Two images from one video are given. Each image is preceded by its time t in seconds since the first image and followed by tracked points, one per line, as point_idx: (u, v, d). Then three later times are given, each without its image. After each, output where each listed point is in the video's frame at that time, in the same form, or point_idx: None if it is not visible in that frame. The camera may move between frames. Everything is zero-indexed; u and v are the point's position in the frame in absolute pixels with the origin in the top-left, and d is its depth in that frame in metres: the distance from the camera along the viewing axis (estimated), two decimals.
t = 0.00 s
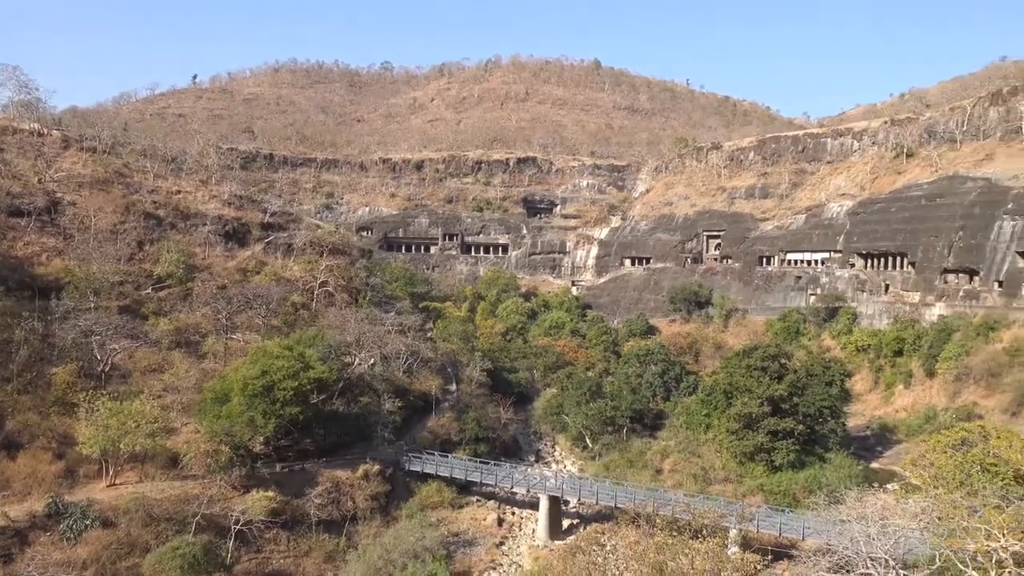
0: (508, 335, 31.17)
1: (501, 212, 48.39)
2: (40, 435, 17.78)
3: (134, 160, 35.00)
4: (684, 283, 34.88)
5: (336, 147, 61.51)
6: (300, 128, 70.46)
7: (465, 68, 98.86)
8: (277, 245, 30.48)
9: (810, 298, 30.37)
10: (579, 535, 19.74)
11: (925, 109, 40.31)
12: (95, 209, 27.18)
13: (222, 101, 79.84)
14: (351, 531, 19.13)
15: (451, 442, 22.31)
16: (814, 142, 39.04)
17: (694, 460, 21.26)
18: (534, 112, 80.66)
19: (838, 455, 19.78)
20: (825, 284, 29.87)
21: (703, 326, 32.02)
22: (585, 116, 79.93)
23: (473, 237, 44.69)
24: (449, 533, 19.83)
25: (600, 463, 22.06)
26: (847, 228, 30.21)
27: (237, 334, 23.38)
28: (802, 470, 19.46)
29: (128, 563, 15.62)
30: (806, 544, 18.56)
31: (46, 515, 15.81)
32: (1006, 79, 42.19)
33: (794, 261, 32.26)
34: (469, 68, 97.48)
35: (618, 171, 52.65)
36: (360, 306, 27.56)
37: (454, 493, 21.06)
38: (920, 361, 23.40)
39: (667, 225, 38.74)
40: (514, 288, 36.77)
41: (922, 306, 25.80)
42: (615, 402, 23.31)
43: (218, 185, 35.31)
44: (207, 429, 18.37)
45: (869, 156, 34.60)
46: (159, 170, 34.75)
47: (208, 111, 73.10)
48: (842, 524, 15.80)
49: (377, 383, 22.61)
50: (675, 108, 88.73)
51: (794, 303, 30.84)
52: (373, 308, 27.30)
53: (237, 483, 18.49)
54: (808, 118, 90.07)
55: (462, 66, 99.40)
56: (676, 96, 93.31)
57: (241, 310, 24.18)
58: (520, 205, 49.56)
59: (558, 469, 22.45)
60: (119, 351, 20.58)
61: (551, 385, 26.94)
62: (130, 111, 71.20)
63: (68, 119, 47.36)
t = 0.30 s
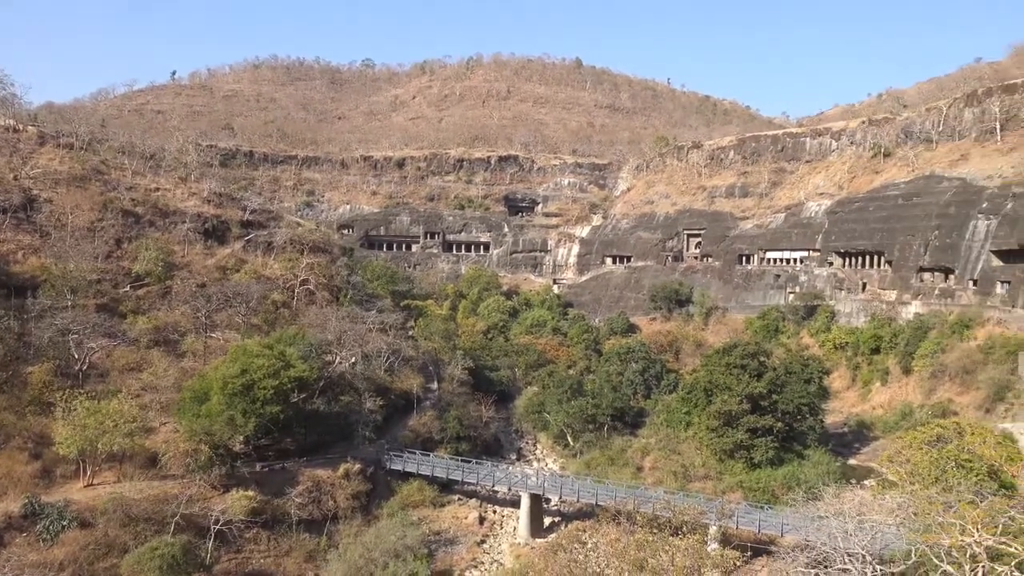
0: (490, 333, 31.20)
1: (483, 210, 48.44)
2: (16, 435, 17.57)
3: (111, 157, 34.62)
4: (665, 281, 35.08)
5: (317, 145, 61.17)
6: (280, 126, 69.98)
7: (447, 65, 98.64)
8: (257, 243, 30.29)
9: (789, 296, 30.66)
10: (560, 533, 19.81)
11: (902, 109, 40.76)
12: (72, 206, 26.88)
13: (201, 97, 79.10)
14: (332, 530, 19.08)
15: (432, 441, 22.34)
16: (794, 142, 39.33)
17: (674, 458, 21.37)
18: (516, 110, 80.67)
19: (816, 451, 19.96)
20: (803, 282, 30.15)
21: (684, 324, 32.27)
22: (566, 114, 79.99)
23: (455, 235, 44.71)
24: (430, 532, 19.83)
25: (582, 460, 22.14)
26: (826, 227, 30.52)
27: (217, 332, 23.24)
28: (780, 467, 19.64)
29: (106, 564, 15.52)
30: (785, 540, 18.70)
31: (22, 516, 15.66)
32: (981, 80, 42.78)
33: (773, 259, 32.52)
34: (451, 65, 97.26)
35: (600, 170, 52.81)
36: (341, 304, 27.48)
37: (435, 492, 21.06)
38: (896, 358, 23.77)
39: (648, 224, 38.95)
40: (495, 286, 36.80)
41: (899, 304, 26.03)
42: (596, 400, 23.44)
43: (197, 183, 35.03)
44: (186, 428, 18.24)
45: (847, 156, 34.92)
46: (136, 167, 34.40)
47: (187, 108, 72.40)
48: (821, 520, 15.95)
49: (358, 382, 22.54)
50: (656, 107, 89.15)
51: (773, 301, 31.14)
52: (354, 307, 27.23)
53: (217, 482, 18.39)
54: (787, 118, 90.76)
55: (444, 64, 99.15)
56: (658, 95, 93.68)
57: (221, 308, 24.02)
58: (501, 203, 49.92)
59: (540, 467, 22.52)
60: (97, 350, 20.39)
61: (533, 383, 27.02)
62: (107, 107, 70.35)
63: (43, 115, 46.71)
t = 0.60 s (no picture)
0: (470, 331, 31.21)
1: (463, 209, 48.46)
2: None
3: (87, 154, 34.20)
4: (645, 280, 35.27)
5: (296, 142, 60.82)
6: (259, 123, 69.48)
7: (428, 63, 98.39)
8: (236, 241, 30.08)
9: (768, 295, 30.91)
10: (540, 530, 19.85)
11: (878, 110, 41.28)
12: (47, 204, 26.55)
13: (179, 94, 78.29)
14: (311, 530, 19.00)
15: (412, 439, 22.32)
16: (772, 141, 39.64)
17: (654, 455, 21.48)
18: (496, 109, 80.66)
19: (794, 449, 20.15)
20: (781, 281, 30.39)
21: (663, 322, 32.45)
22: (547, 113, 80.03)
23: (436, 233, 44.67)
24: (411, 531, 19.81)
25: (562, 459, 22.20)
26: (804, 226, 30.82)
27: (195, 331, 23.06)
28: (759, 464, 19.80)
29: (82, 565, 15.36)
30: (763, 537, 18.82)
31: None
32: (955, 81, 43.45)
33: (752, 258, 32.73)
34: (432, 63, 97.01)
35: (580, 169, 52.97)
36: (321, 302, 27.37)
37: (415, 491, 21.03)
38: (873, 355, 24.10)
39: (629, 222, 39.14)
40: (475, 285, 36.80)
41: (875, 302, 26.26)
42: (576, 398, 23.55)
43: (175, 180, 34.73)
44: (164, 428, 18.09)
45: (824, 156, 35.25)
46: (113, 164, 34.03)
47: (165, 104, 71.65)
48: (798, 516, 16.09)
49: (338, 381, 22.47)
50: (636, 106, 89.53)
51: (752, 300, 31.39)
52: (334, 305, 27.15)
53: (195, 482, 18.26)
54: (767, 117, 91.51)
55: (425, 62, 98.89)
56: (638, 94, 94.01)
57: (199, 306, 23.83)
58: (482, 202, 49.79)
59: (520, 465, 22.56)
60: (73, 349, 20.16)
61: (513, 382, 27.07)
62: (83, 103, 69.42)
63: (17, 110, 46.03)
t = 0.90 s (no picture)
0: (450, 330, 31.20)
1: (443, 207, 48.41)
2: None
3: (61, 150, 33.77)
4: (624, 279, 35.42)
5: (275, 139, 60.39)
6: (236, 120, 68.89)
7: (407, 60, 98.08)
8: (213, 239, 29.82)
9: (746, 293, 31.14)
10: (520, 529, 19.87)
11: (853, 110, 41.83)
12: (20, 201, 26.19)
13: (155, 90, 77.39)
14: (290, 530, 18.90)
15: (392, 438, 22.29)
16: (751, 141, 39.95)
17: (633, 453, 21.60)
18: (476, 107, 80.59)
19: (771, 446, 20.34)
20: (759, 279, 30.62)
21: (643, 320, 32.60)
22: (527, 111, 80.08)
23: (415, 231, 44.57)
24: (390, 530, 19.76)
25: (542, 457, 22.25)
26: (781, 225, 31.11)
27: (172, 330, 22.86)
28: (737, 462, 19.95)
29: (56, 567, 15.20)
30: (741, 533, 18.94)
31: None
32: (929, 82, 44.08)
33: (730, 257, 32.92)
34: (412, 61, 96.71)
35: (560, 167, 53.06)
36: (300, 300, 27.24)
37: (395, 490, 20.98)
38: (849, 353, 24.43)
39: (608, 221, 39.31)
40: (455, 283, 36.76)
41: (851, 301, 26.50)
42: (556, 396, 23.63)
43: (151, 177, 34.39)
44: (140, 428, 17.90)
45: (801, 156, 35.59)
46: (87, 160, 33.63)
47: (141, 100, 70.82)
48: (775, 513, 16.21)
49: (317, 380, 22.37)
50: (616, 105, 89.85)
51: (730, 298, 31.61)
52: (313, 303, 27.03)
53: (172, 483, 18.10)
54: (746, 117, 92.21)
55: (405, 59, 98.53)
56: (618, 93, 94.29)
57: (176, 305, 23.60)
58: (461, 200, 49.56)
59: (500, 463, 22.58)
60: (46, 348, 19.89)
61: (493, 380, 27.10)
62: (56, 99, 68.44)
63: None
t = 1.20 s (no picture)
0: (430, 329, 31.15)
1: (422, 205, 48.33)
2: None
3: (33, 147, 33.27)
4: (603, 277, 35.53)
5: (252, 137, 59.89)
6: (213, 117, 68.25)
7: (386, 58, 97.67)
8: (190, 237, 29.56)
9: (724, 292, 31.34)
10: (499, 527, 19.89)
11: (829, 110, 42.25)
12: None
13: (131, 86, 76.42)
14: (268, 530, 18.78)
15: (371, 437, 22.25)
16: (729, 141, 40.23)
17: (612, 451, 21.67)
18: (456, 105, 80.45)
19: (749, 443, 20.51)
20: (737, 278, 30.84)
21: (622, 319, 32.70)
22: (507, 110, 80.09)
23: (394, 229, 44.44)
24: (369, 529, 19.70)
25: (522, 455, 22.27)
26: (758, 224, 31.41)
27: (147, 329, 22.63)
28: (714, 459, 20.07)
29: (29, 569, 15.06)
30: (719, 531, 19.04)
31: None
32: (904, 83, 44.68)
33: (709, 256, 33.21)
34: (391, 59, 96.33)
35: (540, 166, 53.11)
36: (277, 299, 27.09)
37: (374, 489, 20.93)
38: (825, 352, 24.69)
39: (587, 220, 39.47)
40: (435, 282, 36.68)
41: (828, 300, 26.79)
42: (536, 395, 23.67)
43: (126, 174, 33.99)
44: (115, 427, 17.62)
45: (779, 156, 35.89)
46: (60, 158, 33.18)
47: (116, 96, 69.90)
48: (752, 510, 16.30)
49: (295, 379, 22.29)
50: (596, 104, 90.10)
51: (708, 297, 31.80)
52: (291, 302, 26.87)
53: (148, 483, 17.91)
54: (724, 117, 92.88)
55: (384, 57, 98.10)
56: (597, 92, 94.49)
57: (152, 303, 23.36)
58: (441, 199, 49.58)
59: (479, 462, 22.59)
60: (18, 348, 19.60)
61: (473, 379, 27.10)
62: (28, 95, 67.39)
63: None
